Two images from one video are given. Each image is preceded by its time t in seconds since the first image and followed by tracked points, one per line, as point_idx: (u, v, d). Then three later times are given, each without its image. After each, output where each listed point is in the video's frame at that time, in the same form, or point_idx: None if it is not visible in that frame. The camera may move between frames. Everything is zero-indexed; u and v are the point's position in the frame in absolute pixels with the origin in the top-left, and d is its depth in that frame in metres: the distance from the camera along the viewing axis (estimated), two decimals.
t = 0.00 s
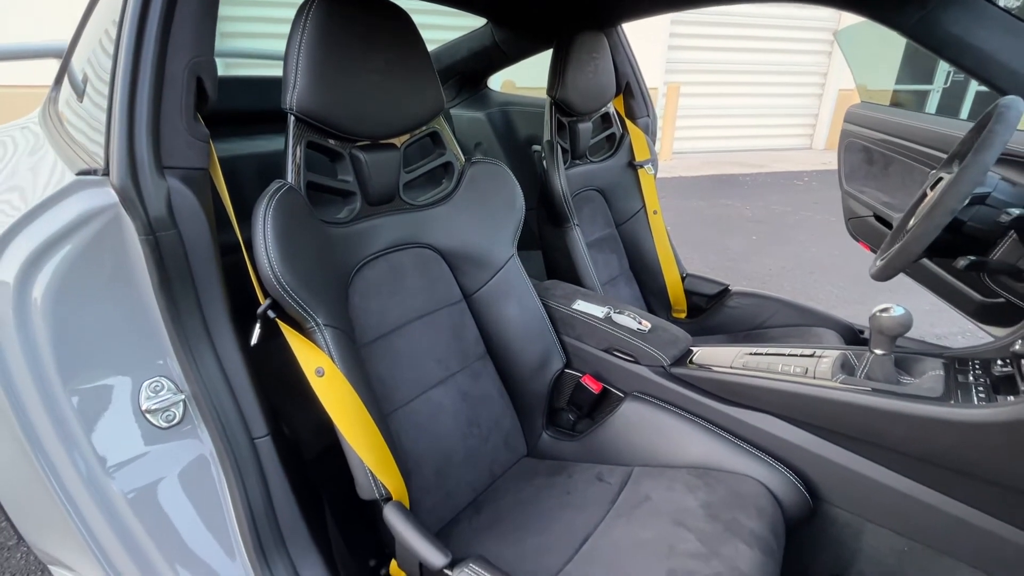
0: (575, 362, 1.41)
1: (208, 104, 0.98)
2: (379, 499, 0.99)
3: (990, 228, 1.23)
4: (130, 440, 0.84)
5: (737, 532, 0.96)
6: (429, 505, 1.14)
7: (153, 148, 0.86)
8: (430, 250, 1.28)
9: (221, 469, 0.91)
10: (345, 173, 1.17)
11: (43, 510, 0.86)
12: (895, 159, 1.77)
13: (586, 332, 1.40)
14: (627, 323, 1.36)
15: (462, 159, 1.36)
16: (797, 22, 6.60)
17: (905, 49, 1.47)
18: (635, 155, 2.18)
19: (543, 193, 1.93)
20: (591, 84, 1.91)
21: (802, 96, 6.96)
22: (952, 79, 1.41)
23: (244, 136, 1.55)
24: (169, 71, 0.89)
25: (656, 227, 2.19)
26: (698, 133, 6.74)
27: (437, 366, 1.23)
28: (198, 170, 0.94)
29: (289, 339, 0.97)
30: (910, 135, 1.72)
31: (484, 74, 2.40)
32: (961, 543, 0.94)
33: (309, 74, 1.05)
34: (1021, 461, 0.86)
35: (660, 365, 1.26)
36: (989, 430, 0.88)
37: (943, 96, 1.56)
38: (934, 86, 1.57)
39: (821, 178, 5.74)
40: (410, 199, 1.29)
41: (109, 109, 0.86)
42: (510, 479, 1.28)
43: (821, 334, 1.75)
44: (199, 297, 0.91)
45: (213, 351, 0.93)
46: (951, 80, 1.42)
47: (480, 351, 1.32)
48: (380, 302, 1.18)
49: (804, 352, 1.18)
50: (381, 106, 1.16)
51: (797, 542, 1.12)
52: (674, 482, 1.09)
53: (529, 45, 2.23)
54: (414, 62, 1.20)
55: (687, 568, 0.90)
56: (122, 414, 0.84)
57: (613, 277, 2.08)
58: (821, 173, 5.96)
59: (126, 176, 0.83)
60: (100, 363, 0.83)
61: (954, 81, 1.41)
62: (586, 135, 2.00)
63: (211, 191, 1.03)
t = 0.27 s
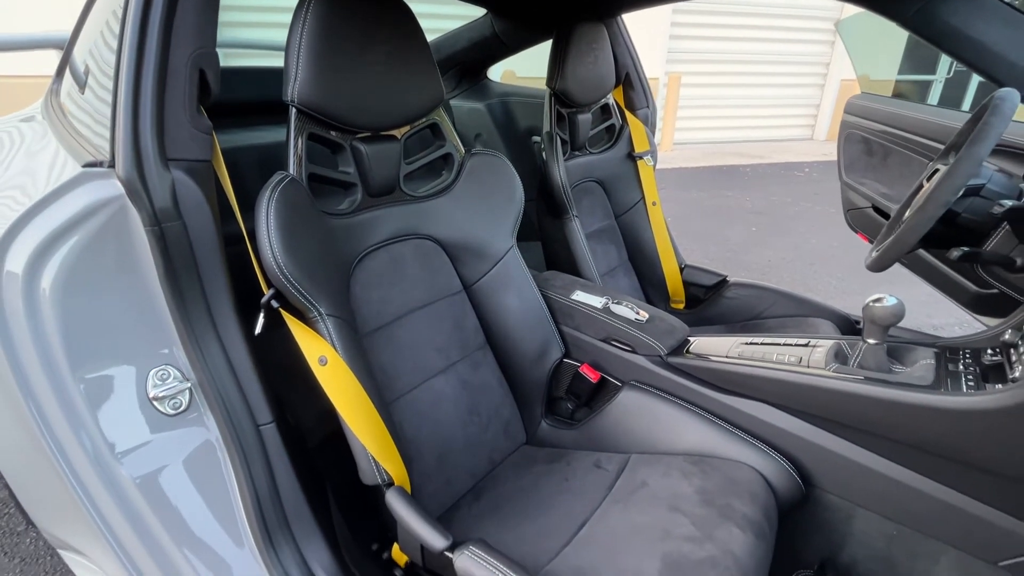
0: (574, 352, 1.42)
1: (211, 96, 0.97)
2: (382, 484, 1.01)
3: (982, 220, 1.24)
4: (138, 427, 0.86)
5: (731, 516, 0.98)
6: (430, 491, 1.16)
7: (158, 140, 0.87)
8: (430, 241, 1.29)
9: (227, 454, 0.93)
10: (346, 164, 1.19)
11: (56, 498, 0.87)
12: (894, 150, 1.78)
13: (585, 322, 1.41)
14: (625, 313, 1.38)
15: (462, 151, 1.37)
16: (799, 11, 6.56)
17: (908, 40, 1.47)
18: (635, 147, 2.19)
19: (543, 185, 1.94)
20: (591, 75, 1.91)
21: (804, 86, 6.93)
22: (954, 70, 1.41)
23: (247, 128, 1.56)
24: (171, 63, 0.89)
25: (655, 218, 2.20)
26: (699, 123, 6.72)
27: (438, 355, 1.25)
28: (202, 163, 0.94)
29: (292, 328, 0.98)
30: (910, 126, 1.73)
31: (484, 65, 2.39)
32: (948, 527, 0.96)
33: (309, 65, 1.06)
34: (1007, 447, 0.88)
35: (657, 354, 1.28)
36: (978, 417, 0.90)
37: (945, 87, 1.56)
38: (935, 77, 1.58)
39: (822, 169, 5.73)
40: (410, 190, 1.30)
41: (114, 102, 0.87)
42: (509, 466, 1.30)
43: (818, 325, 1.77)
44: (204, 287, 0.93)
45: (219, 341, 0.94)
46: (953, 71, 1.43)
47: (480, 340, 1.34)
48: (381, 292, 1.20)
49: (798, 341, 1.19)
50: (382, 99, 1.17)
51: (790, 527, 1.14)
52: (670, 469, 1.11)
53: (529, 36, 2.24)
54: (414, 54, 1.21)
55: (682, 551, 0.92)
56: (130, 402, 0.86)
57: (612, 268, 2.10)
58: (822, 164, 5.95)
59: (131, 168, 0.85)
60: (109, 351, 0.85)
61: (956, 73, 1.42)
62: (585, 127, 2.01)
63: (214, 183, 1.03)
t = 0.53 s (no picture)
0: (573, 344, 1.45)
1: (216, 93, 0.99)
2: (384, 473, 1.04)
3: (976, 215, 1.27)
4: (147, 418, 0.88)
5: (724, 504, 1.01)
6: (431, 480, 1.19)
7: (163, 138, 0.88)
8: (431, 235, 1.31)
9: (234, 445, 0.94)
10: (348, 160, 1.20)
11: (70, 485, 0.90)
12: (893, 143, 1.80)
13: (584, 315, 1.43)
14: (623, 306, 1.40)
15: (462, 145, 1.38)
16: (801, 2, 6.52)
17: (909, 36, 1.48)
18: (634, 140, 2.20)
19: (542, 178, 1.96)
20: (591, 69, 1.92)
21: (805, 78, 6.91)
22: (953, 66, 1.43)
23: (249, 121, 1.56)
24: (176, 61, 0.90)
25: (654, 211, 2.22)
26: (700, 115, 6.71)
27: (439, 348, 1.27)
28: (208, 159, 0.95)
29: (296, 322, 1.00)
30: (910, 119, 1.74)
31: (484, 57, 2.40)
32: (935, 515, 0.99)
33: (311, 62, 1.08)
34: (993, 437, 0.90)
35: (654, 347, 1.30)
36: (965, 408, 0.92)
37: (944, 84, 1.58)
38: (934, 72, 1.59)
39: (822, 162, 5.73)
40: (411, 185, 1.32)
41: (121, 99, 0.88)
42: (509, 456, 1.33)
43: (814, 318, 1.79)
44: (209, 281, 0.94)
45: (225, 335, 0.96)
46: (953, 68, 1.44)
47: (480, 333, 1.36)
48: (383, 286, 1.22)
49: (793, 334, 1.21)
50: (383, 94, 1.18)
51: (782, 515, 1.17)
52: (666, 458, 1.14)
53: (529, 30, 2.24)
54: (414, 49, 1.22)
55: (676, 537, 0.95)
56: (138, 393, 0.88)
57: (611, 261, 2.12)
58: (822, 156, 5.95)
59: (138, 165, 0.86)
60: (117, 343, 0.87)
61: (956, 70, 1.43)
62: (585, 121, 2.02)
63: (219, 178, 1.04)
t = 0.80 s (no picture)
0: (573, 337, 1.47)
1: (221, 89, 1.00)
2: (388, 462, 1.06)
3: (970, 210, 1.28)
4: (156, 407, 0.90)
5: (720, 493, 1.03)
6: (434, 469, 1.21)
7: (170, 134, 0.90)
8: (433, 229, 1.33)
9: (241, 434, 0.96)
10: (351, 154, 1.22)
11: (82, 473, 0.93)
12: (893, 137, 1.81)
13: (584, 308, 1.45)
14: (622, 299, 1.42)
15: (464, 139, 1.40)
16: None
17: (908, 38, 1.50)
18: (634, 134, 2.21)
19: (543, 172, 1.97)
20: (591, 62, 1.93)
21: (808, 70, 6.89)
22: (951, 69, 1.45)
23: (255, 114, 1.57)
24: (182, 57, 0.91)
25: (654, 205, 2.23)
26: (701, 107, 6.69)
27: (441, 340, 1.29)
28: (214, 154, 0.96)
29: (300, 314, 1.02)
30: (910, 113, 1.76)
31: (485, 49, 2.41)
32: (926, 504, 1.01)
33: (314, 56, 1.08)
34: (983, 428, 0.92)
35: (653, 339, 1.32)
36: (957, 400, 0.94)
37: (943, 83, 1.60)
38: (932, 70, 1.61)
39: (823, 154, 5.73)
40: (413, 179, 1.33)
41: (128, 96, 0.90)
42: (509, 447, 1.35)
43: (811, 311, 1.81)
44: (216, 274, 0.95)
45: (232, 328, 0.96)
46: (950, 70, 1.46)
47: (481, 326, 1.38)
48: (385, 280, 1.24)
49: (789, 327, 1.23)
50: (385, 89, 1.19)
51: (777, 504, 1.20)
52: (663, 449, 1.16)
53: (529, 23, 2.24)
54: (417, 44, 1.22)
55: (673, 525, 0.97)
56: (148, 384, 0.90)
57: (611, 254, 2.13)
58: (823, 149, 5.95)
59: (147, 161, 0.88)
60: (126, 334, 0.89)
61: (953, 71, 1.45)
62: (586, 114, 2.03)
63: (224, 172, 1.06)
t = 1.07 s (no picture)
0: (572, 331, 1.49)
1: (226, 87, 1.02)
2: (391, 453, 1.08)
3: (965, 207, 1.31)
4: (166, 399, 0.93)
5: (714, 483, 1.06)
6: (436, 460, 1.24)
7: (178, 133, 0.92)
8: (435, 225, 1.35)
9: (248, 426, 0.98)
10: (353, 151, 1.23)
11: (95, 463, 0.96)
12: (892, 131, 1.83)
13: (583, 303, 1.47)
14: (621, 294, 1.44)
15: (464, 135, 1.41)
16: None
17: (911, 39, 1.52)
18: (634, 129, 2.23)
19: (543, 167, 1.99)
20: (592, 58, 1.94)
21: (810, 63, 6.87)
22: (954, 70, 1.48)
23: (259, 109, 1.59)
24: (189, 57, 0.93)
25: (654, 200, 2.25)
26: (703, 100, 6.68)
27: (442, 334, 1.31)
28: (220, 152, 0.98)
29: (305, 309, 1.05)
30: (909, 108, 1.78)
31: (485, 43, 2.41)
32: (916, 494, 1.03)
33: (318, 52, 1.10)
34: (971, 420, 0.95)
35: (651, 334, 1.34)
36: (946, 394, 0.96)
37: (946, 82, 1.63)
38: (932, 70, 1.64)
39: (825, 148, 5.73)
40: (414, 175, 1.35)
41: (136, 96, 0.91)
42: (510, 438, 1.37)
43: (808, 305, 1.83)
44: (223, 270, 0.97)
45: (239, 323, 0.99)
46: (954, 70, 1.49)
47: (482, 320, 1.40)
48: (388, 275, 1.26)
49: (785, 322, 1.25)
50: (387, 87, 1.21)
51: (771, 495, 1.22)
52: (660, 440, 1.19)
53: (529, 19, 2.25)
54: (418, 42, 1.24)
55: (668, 514, 1.00)
56: (157, 377, 0.92)
57: (611, 249, 2.15)
58: (825, 143, 5.95)
59: (155, 159, 0.90)
60: (136, 330, 0.91)
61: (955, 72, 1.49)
62: (586, 110, 2.04)
63: (229, 170, 1.08)
